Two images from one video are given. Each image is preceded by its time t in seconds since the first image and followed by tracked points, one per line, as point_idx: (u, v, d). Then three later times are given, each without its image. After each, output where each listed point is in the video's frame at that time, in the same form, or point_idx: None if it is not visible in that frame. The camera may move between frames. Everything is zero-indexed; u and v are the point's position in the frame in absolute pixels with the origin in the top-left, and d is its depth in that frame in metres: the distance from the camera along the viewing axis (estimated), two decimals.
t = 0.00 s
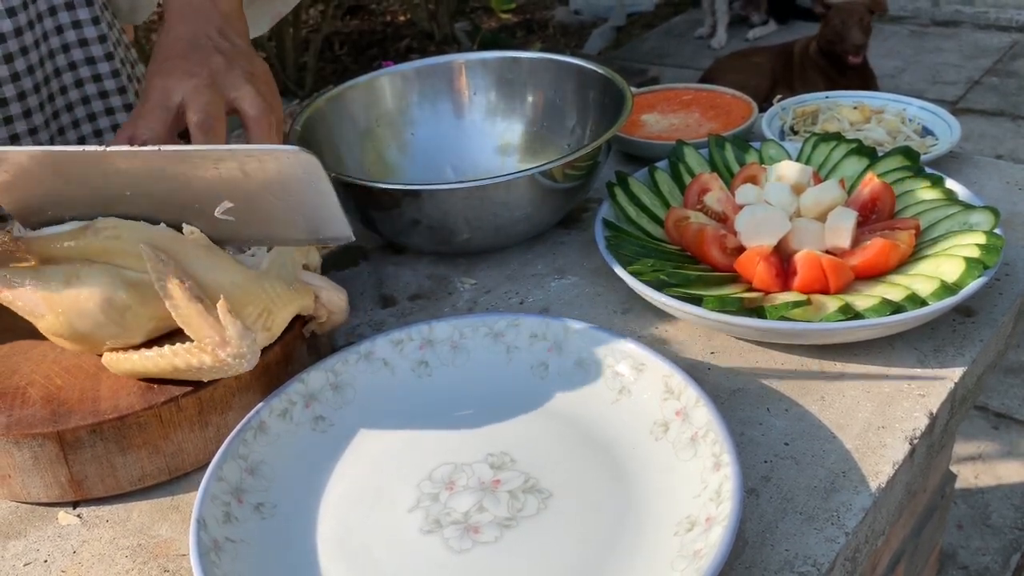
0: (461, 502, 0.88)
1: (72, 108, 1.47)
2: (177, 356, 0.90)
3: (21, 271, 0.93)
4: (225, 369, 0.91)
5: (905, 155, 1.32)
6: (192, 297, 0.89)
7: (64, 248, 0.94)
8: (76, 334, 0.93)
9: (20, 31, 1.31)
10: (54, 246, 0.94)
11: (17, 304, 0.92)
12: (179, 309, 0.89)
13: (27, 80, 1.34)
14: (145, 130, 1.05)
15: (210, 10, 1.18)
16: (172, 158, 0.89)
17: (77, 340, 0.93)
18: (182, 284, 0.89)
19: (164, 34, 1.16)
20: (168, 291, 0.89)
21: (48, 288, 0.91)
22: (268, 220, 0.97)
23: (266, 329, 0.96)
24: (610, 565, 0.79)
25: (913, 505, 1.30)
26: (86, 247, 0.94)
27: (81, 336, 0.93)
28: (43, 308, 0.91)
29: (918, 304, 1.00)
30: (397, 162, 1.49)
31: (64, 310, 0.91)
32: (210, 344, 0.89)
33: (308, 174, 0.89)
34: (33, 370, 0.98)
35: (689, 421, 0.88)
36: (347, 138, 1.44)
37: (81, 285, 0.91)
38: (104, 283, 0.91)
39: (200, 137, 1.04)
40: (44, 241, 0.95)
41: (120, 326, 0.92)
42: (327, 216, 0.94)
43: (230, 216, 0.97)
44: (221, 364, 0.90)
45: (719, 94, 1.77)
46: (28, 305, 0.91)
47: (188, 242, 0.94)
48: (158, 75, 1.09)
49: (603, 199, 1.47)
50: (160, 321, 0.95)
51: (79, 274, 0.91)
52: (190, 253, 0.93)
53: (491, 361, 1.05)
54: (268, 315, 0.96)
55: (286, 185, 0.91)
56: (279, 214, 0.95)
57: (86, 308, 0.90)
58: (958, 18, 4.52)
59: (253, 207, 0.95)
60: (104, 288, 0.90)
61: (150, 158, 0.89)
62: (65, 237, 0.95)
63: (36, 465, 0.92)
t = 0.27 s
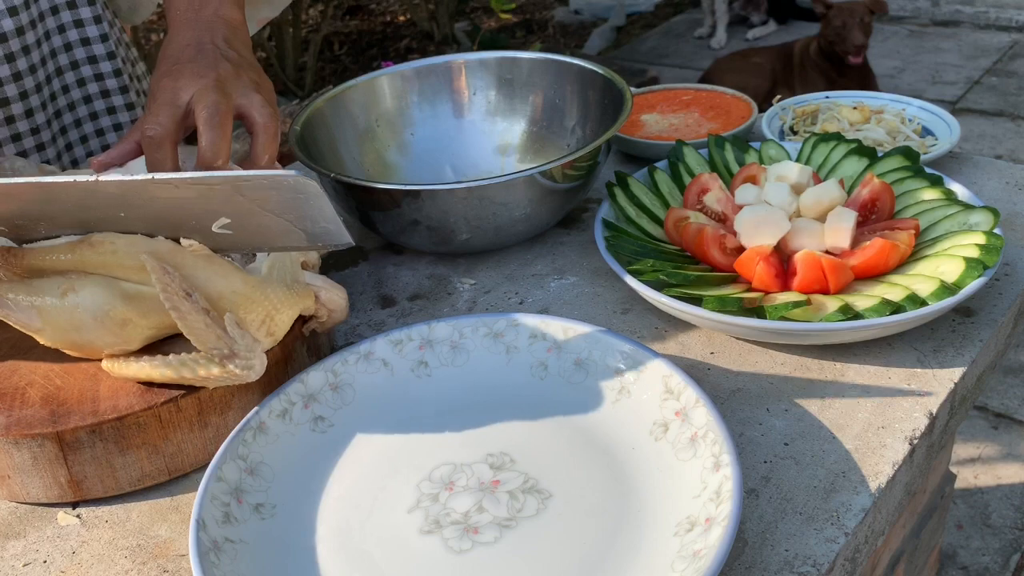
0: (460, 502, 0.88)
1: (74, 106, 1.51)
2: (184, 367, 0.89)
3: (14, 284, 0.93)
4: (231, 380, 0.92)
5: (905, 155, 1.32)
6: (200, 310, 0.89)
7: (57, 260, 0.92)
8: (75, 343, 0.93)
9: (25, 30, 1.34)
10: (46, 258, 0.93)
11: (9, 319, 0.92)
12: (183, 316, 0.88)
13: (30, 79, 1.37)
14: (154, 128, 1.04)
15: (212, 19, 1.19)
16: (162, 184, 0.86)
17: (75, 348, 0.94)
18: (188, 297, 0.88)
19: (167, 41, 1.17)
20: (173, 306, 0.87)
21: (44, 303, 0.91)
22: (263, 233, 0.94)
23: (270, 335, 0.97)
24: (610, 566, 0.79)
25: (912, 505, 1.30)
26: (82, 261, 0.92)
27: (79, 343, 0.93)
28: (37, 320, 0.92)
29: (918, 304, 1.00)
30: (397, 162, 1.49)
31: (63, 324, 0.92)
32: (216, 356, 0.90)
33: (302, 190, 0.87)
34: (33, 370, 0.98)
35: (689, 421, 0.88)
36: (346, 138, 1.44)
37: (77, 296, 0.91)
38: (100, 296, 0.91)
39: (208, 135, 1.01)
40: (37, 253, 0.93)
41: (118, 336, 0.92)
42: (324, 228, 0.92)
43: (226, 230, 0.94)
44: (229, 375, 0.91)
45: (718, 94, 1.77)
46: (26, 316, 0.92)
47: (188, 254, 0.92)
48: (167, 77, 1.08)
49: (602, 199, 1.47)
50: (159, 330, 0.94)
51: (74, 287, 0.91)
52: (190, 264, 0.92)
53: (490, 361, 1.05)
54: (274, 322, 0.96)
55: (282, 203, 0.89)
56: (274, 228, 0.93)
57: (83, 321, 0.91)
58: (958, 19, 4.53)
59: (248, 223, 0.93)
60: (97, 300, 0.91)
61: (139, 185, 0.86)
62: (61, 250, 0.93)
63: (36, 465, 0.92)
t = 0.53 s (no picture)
0: (460, 502, 0.88)
1: (73, 107, 1.50)
2: (177, 354, 0.89)
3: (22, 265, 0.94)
4: (224, 367, 0.91)
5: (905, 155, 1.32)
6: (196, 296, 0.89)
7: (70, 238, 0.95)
8: (78, 330, 0.92)
9: (24, 30, 1.34)
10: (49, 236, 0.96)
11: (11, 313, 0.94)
12: (181, 307, 0.89)
13: (27, 80, 1.37)
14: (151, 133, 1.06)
15: (209, 29, 1.21)
16: (168, 158, 0.87)
17: (78, 335, 0.93)
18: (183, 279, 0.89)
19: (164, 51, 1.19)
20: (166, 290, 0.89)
21: (53, 283, 0.91)
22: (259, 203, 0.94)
23: (265, 328, 0.95)
24: (610, 566, 0.79)
25: (912, 505, 1.30)
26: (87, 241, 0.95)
27: (80, 327, 0.92)
28: (47, 303, 0.92)
29: (918, 304, 1.00)
30: (397, 162, 1.49)
31: (66, 306, 0.91)
32: (210, 340, 0.89)
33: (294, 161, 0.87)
34: (34, 370, 0.98)
35: (689, 421, 0.88)
36: (346, 138, 1.44)
37: (83, 278, 0.91)
38: (106, 273, 0.91)
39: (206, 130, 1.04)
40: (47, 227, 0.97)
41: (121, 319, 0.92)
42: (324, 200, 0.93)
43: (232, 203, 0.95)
44: (221, 361, 0.90)
45: (719, 94, 1.77)
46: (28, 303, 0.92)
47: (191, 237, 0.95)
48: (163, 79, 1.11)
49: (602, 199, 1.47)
50: (160, 315, 0.94)
51: (80, 267, 0.92)
52: (190, 249, 0.93)
53: (490, 361, 1.05)
54: (269, 313, 0.95)
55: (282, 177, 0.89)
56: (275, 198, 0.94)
57: (88, 301, 0.90)
58: (958, 18, 4.53)
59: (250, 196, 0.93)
60: (104, 281, 0.90)
61: (148, 158, 0.88)
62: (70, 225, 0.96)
63: (36, 465, 0.92)
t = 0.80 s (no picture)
0: (460, 502, 0.88)
1: (74, 106, 1.53)
2: (173, 307, 0.89)
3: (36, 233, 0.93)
4: (219, 319, 0.89)
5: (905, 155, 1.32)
6: (195, 246, 0.91)
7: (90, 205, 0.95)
8: (89, 290, 0.90)
9: (28, 29, 1.37)
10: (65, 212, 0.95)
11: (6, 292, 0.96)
12: (180, 259, 0.91)
13: (33, 78, 1.39)
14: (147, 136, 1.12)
15: (194, 32, 1.25)
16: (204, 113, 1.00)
17: (89, 298, 0.91)
18: (184, 232, 0.91)
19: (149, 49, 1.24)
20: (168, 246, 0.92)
21: (70, 240, 0.90)
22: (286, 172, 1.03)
23: (263, 300, 0.93)
24: (610, 566, 0.79)
25: (912, 506, 1.30)
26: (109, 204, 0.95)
27: (90, 289, 0.90)
28: (60, 261, 0.90)
29: (917, 303, 1.00)
30: (397, 162, 1.49)
31: (80, 259, 0.89)
32: (205, 288, 0.89)
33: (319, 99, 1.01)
34: (34, 370, 0.98)
35: (689, 421, 0.88)
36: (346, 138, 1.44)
37: (100, 235, 0.90)
38: (122, 229, 0.90)
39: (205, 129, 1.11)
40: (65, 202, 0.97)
41: (132, 276, 0.91)
42: (337, 167, 1.03)
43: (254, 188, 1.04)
44: (215, 308, 0.89)
45: (718, 94, 1.77)
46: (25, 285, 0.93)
47: (207, 203, 0.96)
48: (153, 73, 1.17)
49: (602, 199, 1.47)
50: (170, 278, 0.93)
51: (98, 225, 0.91)
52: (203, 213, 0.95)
53: (490, 361, 1.05)
54: (268, 284, 0.94)
55: (303, 132, 1.02)
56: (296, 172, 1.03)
57: (103, 253, 0.89)
58: (958, 18, 4.53)
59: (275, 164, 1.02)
60: (121, 233, 0.90)
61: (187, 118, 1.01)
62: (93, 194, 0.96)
63: (36, 464, 0.92)
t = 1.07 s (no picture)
0: (461, 501, 0.88)
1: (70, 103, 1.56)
2: (185, 300, 0.89)
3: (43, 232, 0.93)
4: (233, 310, 0.89)
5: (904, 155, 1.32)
6: (205, 239, 0.91)
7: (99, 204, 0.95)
8: (97, 286, 0.90)
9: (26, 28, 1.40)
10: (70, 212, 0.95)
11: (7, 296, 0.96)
12: (192, 253, 0.91)
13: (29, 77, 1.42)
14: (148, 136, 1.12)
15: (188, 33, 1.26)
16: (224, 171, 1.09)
17: (98, 294, 0.91)
18: (195, 226, 0.91)
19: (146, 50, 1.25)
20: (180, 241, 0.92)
21: (80, 236, 0.90)
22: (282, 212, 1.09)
23: (274, 293, 0.93)
24: (610, 565, 0.79)
25: (911, 505, 1.31)
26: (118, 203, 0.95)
27: (100, 284, 0.90)
28: (70, 257, 0.90)
29: (917, 303, 1.00)
30: (397, 162, 1.50)
31: (90, 254, 0.89)
32: (217, 280, 0.88)
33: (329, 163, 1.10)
34: (35, 369, 0.98)
35: (689, 420, 0.88)
36: (346, 138, 1.44)
37: (111, 231, 0.90)
38: (132, 226, 0.91)
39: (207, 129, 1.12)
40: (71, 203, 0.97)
41: (143, 271, 0.91)
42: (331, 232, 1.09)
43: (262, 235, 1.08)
44: (228, 299, 0.88)
45: (718, 94, 1.77)
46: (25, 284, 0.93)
47: (214, 198, 0.97)
48: (153, 71, 1.17)
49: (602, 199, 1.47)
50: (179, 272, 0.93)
51: (108, 222, 0.91)
52: (211, 209, 0.96)
53: (490, 361, 1.05)
54: (279, 277, 0.94)
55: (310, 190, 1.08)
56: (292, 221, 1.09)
57: (114, 249, 0.89)
58: (958, 19, 4.53)
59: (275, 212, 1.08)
60: (132, 228, 0.90)
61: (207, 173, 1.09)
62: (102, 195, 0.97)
63: (37, 464, 0.92)
